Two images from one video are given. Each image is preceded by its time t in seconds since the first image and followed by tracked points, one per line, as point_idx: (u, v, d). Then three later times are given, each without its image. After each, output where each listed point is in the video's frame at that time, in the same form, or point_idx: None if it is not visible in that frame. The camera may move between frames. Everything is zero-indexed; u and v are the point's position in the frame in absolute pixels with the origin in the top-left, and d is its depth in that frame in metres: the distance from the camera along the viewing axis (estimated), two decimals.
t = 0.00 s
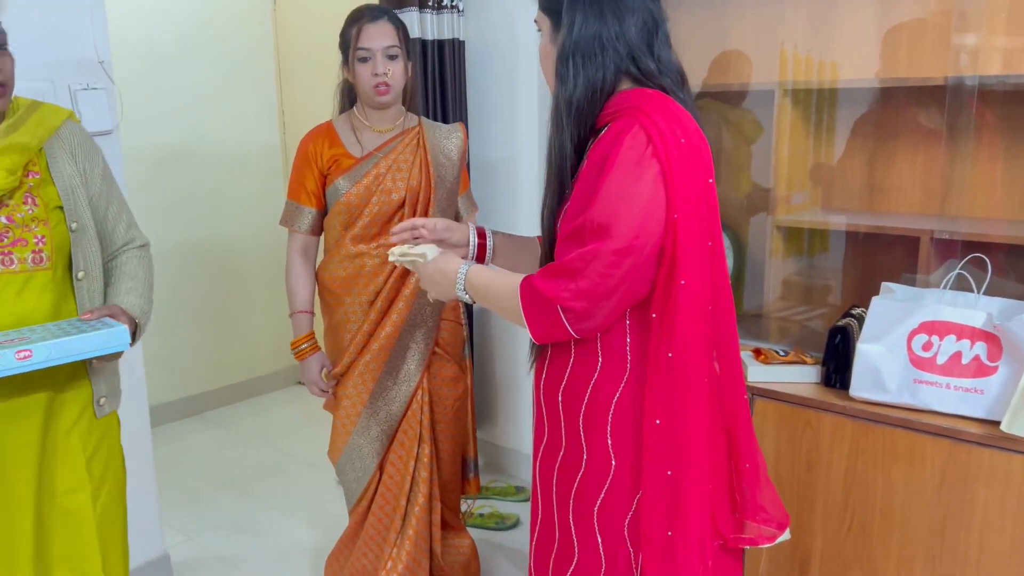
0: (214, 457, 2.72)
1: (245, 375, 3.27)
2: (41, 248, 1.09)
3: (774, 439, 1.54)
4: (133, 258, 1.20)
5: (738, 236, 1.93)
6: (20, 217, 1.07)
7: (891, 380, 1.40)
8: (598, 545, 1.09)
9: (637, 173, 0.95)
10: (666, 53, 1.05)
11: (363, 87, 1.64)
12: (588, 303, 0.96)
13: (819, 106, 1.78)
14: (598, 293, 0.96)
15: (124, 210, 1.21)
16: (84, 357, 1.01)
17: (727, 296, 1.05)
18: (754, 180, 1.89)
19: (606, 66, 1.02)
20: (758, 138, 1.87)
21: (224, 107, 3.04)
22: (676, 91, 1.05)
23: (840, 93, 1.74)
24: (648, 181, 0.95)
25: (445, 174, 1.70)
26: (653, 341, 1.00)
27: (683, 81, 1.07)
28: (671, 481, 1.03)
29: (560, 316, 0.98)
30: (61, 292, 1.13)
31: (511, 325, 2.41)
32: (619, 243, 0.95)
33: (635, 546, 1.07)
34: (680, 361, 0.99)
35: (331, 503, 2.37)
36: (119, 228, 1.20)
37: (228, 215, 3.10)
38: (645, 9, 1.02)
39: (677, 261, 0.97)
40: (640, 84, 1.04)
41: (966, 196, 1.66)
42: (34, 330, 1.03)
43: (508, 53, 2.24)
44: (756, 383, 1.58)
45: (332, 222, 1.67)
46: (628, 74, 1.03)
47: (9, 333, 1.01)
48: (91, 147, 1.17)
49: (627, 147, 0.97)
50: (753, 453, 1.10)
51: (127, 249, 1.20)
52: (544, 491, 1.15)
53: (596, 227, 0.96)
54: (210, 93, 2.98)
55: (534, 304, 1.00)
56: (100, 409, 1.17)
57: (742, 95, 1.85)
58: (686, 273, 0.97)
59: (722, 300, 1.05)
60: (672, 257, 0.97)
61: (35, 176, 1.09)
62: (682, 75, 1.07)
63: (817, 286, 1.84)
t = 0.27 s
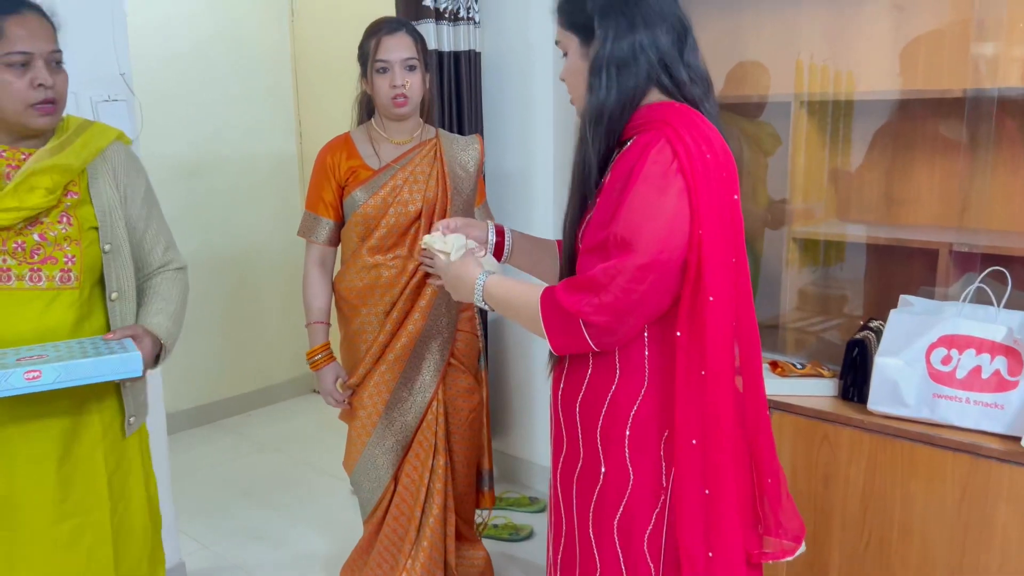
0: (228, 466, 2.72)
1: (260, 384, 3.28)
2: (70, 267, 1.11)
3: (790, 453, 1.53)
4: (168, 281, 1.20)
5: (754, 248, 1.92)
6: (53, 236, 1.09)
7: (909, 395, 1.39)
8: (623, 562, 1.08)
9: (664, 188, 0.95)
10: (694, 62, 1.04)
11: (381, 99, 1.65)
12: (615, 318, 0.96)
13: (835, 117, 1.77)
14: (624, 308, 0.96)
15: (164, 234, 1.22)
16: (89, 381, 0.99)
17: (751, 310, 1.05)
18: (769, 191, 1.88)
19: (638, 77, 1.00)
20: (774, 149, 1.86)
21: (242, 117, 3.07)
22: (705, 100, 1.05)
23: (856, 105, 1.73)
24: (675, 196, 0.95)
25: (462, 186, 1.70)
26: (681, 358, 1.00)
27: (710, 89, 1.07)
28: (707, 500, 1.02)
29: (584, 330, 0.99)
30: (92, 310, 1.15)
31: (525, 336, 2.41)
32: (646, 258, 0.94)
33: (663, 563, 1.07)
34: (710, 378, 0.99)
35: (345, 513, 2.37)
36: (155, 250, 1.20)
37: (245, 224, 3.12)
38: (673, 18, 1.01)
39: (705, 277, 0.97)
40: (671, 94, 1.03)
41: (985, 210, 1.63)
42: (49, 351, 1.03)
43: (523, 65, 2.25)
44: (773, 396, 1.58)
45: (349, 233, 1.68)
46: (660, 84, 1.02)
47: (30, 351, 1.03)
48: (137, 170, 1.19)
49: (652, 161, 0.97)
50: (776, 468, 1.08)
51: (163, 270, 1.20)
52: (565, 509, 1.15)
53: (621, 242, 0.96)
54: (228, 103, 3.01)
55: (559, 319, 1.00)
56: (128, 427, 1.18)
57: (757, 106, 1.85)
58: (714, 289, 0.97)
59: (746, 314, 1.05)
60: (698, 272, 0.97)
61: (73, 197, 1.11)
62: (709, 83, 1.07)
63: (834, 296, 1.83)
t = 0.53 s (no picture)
0: (249, 499, 2.72)
1: (281, 416, 3.29)
2: (47, 318, 1.04)
3: (817, 499, 1.51)
4: (158, 336, 1.10)
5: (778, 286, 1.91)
6: (30, 286, 1.03)
7: (938, 442, 1.38)
8: None
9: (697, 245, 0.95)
10: (726, 109, 1.06)
11: (408, 141, 1.67)
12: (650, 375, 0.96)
13: (857, 157, 1.76)
14: (660, 365, 0.95)
15: (164, 286, 1.12)
16: (12, 456, 0.90)
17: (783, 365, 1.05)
18: (792, 229, 1.87)
19: (681, 125, 1.01)
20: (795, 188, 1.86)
21: (268, 152, 3.11)
22: (738, 145, 1.07)
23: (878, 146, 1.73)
24: (709, 253, 0.95)
25: (484, 227, 1.72)
26: (720, 416, 1.00)
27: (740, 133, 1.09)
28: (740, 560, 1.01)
29: (619, 385, 0.98)
30: (75, 362, 1.07)
31: (546, 371, 2.40)
32: (682, 315, 0.94)
33: None
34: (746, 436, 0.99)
35: (364, 549, 2.35)
36: (152, 301, 1.11)
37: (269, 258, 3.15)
38: (707, 68, 1.02)
39: (738, 334, 0.96)
40: (709, 141, 1.04)
41: (1012, 253, 1.61)
42: None
43: (546, 104, 2.27)
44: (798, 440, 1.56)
45: (373, 273, 1.69)
46: (698, 131, 1.03)
47: None
48: (140, 219, 1.12)
49: (685, 216, 0.96)
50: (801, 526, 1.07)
51: (158, 323, 1.11)
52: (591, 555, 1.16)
53: (659, 297, 0.95)
54: (255, 139, 3.06)
55: (594, 372, 1.00)
56: (133, 480, 1.11)
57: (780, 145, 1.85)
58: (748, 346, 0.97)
59: (778, 368, 1.04)
60: (732, 329, 0.96)
61: (57, 245, 1.04)
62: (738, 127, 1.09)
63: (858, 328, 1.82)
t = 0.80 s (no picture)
0: (277, 506, 2.74)
1: (309, 425, 3.31)
2: None
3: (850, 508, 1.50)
4: (92, 360, 0.95)
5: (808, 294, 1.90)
6: None
7: (975, 450, 1.36)
8: None
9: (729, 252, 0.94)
10: (757, 120, 1.05)
11: (434, 144, 1.69)
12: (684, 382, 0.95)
13: (886, 164, 1.75)
14: (694, 373, 0.95)
15: (107, 302, 0.96)
16: None
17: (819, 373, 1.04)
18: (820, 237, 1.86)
19: (703, 137, 1.01)
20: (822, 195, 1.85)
21: (297, 162, 3.15)
22: (770, 159, 1.05)
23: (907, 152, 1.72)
24: (742, 260, 0.94)
25: (513, 235, 1.73)
26: (754, 424, 0.99)
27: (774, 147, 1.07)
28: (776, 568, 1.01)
29: (652, 392, 0.98)
30: None
31: (574, 380, 2.40)
32: (714, 323, 0.94)
33: None
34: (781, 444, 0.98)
35: (392, 557, 2.36)
36: (95, 316, 0.96)
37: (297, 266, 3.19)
38: (737, 78, 1.01)
39: (772, 342, 0.96)
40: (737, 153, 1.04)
41: None
42: None
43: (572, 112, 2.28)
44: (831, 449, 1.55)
45: (402, 281, 1.70)
46: (724, 144, 1.03)
47: None
48: (89, 227, 0.98)
49: (717, 224, 0.96)
50: (844, 533, 1.07)
51: (98, 344, 0.96)
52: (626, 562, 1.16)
53: (690, 305, 0.94)
54: (283, 149, 3.09)
55: (629, 378, 1.00)
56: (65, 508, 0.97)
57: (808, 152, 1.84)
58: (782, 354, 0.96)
59: (814, 376, 1.03)
60: (766, 337, 0.96)
61: None
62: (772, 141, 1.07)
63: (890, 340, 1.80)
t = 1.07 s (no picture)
0: (297, 508, 2.76)
1: (328, 427, 3.33)
2: None
3: (872, 512, 1.49)
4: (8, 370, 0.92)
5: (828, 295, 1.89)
6: None
7: (998, 453, 1.35)
8: None
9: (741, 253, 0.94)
10: (786, 126, 1.03)
11: (455, 151, 1.69)
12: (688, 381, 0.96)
13: (907, 165, 1.74)
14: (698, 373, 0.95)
15: (22, 309, 0.93)
16: None
17: (839, 380, 1.02)
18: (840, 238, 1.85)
19: (729, 140, 1.01)
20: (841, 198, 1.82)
21: (317, 166, 3.17)
22: (800, 166, 1.05)
23: (928, 152, 1.70)
24: (753, 261, 0.94)
25: (532, 237, 1.72)
26: (760, 427, 0.99)
27: (806, 152, 1.06)
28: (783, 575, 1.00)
29: (660, 387, 0.99)
30: None
31: (592, 382, 2.40)
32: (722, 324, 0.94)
33: None
34: (788, 450, 0.98)
35: (411, 559, 2.37)
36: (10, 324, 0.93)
37: (316, 269, 3.21)
38: (768, 82, 1.00)
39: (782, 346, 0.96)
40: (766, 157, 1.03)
41: None
42: None
43: (591, 114, 2.28)
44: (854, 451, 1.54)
45: (421, 284, 1.72)
46: (753, 148, 1.02)
47: None
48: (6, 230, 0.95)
49: (732, 224, 0.96)
50: (865, 547, 1.05)
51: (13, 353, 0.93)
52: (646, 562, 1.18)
53: (699, 304, 0.94)
54: (303, 153, 3.12)
55: (640, 371, 1.01)
56: None
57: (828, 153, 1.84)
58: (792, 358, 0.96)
59: (834, 384, 1.01)
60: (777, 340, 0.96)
61: None
62: (805, 146, 1.06)
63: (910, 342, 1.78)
